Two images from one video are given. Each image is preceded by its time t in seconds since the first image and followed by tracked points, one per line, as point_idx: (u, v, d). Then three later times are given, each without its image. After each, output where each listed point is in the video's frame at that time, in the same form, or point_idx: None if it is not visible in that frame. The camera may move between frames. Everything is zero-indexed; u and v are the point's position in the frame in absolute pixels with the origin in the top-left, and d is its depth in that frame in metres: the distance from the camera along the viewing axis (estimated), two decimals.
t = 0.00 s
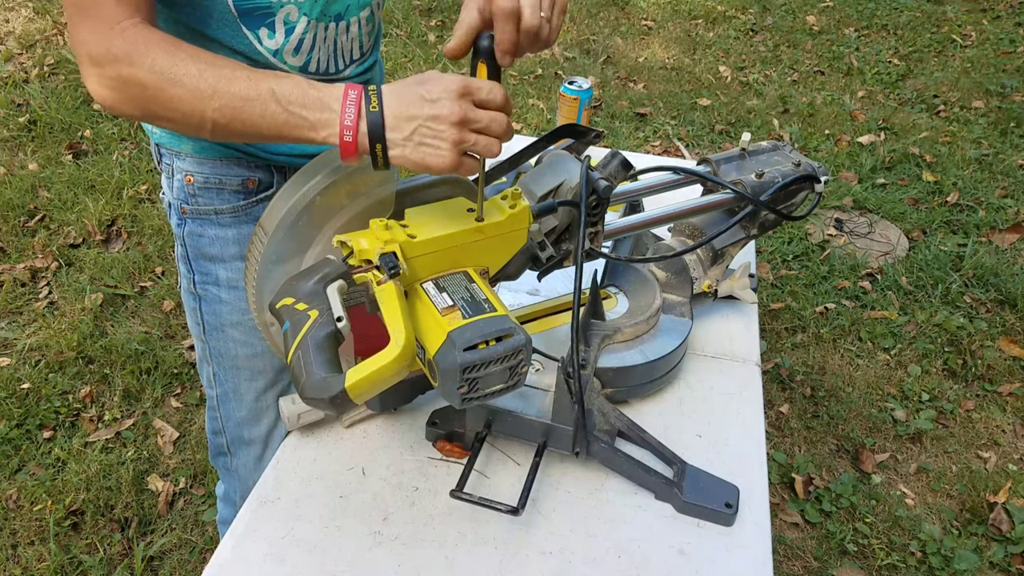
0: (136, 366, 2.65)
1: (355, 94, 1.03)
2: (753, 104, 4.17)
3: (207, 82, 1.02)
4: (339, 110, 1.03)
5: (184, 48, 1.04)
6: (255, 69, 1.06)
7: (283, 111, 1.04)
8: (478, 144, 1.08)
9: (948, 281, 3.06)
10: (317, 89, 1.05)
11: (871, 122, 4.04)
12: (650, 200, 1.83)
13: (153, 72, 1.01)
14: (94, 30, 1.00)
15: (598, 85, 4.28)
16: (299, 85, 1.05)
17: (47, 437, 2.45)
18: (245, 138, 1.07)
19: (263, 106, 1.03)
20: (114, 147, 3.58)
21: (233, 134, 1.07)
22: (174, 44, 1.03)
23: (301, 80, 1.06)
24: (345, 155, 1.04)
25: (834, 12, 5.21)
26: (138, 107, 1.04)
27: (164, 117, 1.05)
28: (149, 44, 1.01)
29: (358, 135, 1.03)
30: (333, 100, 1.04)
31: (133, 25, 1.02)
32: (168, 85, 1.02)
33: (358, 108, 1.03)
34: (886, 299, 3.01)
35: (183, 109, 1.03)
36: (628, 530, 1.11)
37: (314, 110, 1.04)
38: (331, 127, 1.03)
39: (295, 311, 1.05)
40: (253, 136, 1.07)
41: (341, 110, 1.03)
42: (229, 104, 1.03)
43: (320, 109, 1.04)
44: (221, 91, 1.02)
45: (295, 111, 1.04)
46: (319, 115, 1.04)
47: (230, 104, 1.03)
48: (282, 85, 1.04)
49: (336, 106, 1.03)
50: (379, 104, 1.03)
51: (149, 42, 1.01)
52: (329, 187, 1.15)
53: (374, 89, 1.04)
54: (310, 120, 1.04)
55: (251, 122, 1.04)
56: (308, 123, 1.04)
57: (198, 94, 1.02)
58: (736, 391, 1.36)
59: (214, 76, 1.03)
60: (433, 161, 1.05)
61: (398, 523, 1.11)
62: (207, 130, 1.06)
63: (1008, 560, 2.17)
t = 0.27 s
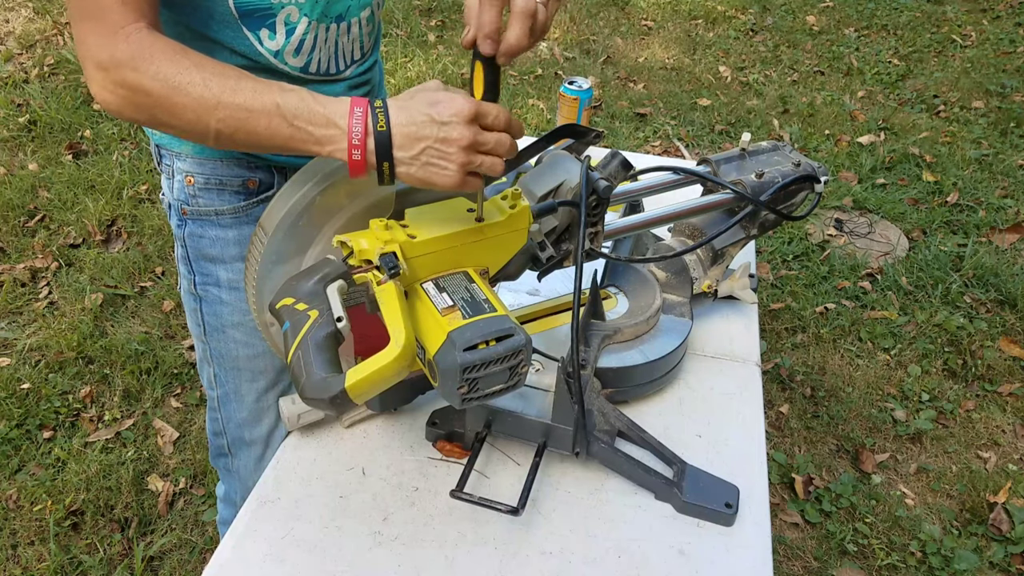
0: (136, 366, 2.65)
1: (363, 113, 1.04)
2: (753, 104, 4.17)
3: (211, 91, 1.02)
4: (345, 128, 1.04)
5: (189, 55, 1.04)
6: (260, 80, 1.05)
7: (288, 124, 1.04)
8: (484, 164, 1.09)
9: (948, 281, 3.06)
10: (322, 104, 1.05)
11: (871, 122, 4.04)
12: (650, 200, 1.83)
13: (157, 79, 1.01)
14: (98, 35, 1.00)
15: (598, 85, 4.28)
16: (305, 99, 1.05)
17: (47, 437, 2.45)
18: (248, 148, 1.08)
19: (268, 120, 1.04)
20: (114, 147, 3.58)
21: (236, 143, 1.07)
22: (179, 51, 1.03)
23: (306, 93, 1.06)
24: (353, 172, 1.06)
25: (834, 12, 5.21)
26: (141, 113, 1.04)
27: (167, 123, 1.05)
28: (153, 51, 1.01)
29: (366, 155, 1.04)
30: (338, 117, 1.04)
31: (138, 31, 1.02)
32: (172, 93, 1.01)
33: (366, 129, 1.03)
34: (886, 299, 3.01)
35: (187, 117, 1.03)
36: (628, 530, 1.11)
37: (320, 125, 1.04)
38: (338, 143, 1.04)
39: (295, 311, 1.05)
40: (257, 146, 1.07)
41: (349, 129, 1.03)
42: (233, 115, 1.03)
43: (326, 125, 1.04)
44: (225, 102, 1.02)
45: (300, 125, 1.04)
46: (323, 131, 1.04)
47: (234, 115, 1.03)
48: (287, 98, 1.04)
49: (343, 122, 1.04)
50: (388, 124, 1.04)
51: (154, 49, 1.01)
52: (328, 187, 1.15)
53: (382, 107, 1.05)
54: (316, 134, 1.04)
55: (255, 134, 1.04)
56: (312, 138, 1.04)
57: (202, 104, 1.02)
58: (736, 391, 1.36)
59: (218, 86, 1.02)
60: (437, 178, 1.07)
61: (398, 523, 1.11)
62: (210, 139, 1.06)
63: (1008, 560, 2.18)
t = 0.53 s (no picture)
0: (136, 366, 2.65)
1: (355, 111, 1.03)
2: (753, 104, 4.17)
3: (204, 90, 1.02)
4: (338, 127, 1.03)
5: (184, 53, 1.04)
6: (253, 78, 1.05)
7: (280, 124, 1.04)
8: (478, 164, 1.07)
9: (948, 281, 3.06)
10: (315, 103, 1.04)
11: (871, 122, 4.04)
12: (650, 200, 1.83)
13: (151, 77, 1.01)
14: (94, 34, 1.01)
15: (598, 85, 4.28)
16: (298, 97, 1.04)
17: (47, 437, 2.44)
18: (243, 145, 1.08)
19: (261, 118, 1.03)
20: (114, 147, 3.58)
21: (231, 142, 1.07)
22: (174, 49, 1.03)
23: (300, 91, 1.05)
24: (346, 170, 1.05)
25: (834, 11, 5.21)
26: (137, 111, 1.05)
27: (162, 121, 1.05)
28: (147, 49, 1.01)
29: (359, 154, 1.04)
30: (330, 115, 1.03)
31: (133, 30, 1.02)
32: (165, 92, 1.02)
33: (360, 129, 1.03)
34: (886, 299, 3.01)
35: (181, 115, 1.03)
36: (628, 530, 1.11)
37: (312, 125, 1.04)
38: (331, 142, 1.04)
39: (295, 311, 1.05)
40: (251, 145, 1.07)
41: (341, 128, 1.03)
42: (226, 114, 1.03)
43: (318, 124, 1.04)
44: (217, 101, 1.02)
45: (292, 125, 1.04)
46: (316, 130, 1.04)
47: (226, 114, 1.03)
48: (279, 97, 1.03)
49: (336, 120, 1.03)
50: (380, 123, 1.03)
51: (149, 47, 1.01)
52: (328, 187, 1.15)
53: (376, 107, 1.03)
54: (308, 134, 1.04)
55: (248, 132, 1.04)
56: (305, 137, 1.04)
57: (195, 103, 1.02)
58: (736, 391, 1.36)
59: (211, 85, 1.02)
60: (430, 177, 1.06)
61: (398, 523, 1.11)
62: (205, 137, 1.06)
63: (1008, 560, 2.18)
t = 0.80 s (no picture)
0: (136, 366, 2.65)
1: (357, 105, 1.03)
2: (753, 104, 4.17)
3: (207, 88, 1.02)
4: (341, 122, 1.03)
5: (186, 52, 1.04)
6: (256, 76, 1.05)
7: (284, 120, 1.03)
8: (478, 156, 1.06)
9: (948, 281, 3.06)
10: (318, 99, 1.04)
11: (871, 122, 4.04)
12: (650, 200, 1.83)
13: (154, 77, 1.01)
14: (96, 34, 1.01)
15: (598, 85, 4.28)
16: (301, 94, 1.04)
17: (47, 437, 2.45)
18: (247, 143, 1.08)
19: (264, 115, 1.03)
20: (114, 147, 3.58)
21: (235, 140, 1.07)
22: (176, 48, 1.03)
23: (302, 87, 1.05)
24: (350, 164, 1.05)
25: (834, 12, 5.21)
26: (140, 110, 1.05)
27: (165, 121, 1.05)
28: (149, 49, 1.02)
29: (362, 147, 1.04)
30: (334, 110, 1.03)
31: (134, 30, 1.02)
32: (168, 91, 1.02)
33: (359, 121, 1.02)
34: (886, 299, 3.01)
35: (184, 114, 1.03)
36: (628, 530, 1.11)
37: (315, 120, 1.04)
38: (335, 137, 1.04)
39: (295, 311, 1.05)
40: (255, 143, 1.07)
41: (343, 123, 1.03)
42: (230, 111, 1.03)
43: (322, 120, 1.04)
44: (221, 99, 1.02)
45: (296, 121, 1.04)
46: (320, 126, 1.04)
47: (230, 111, 1.03)
48: (282, 93, 1.03)
49: (338, 115, 1.03)
50: (381, 115, 1.02)
51: (151, 47, 1.02)
52: (328, 187, 1.15)
53: (376, 99, 1.03)
54: (312, 130, 1.04)
55: (252, 130, 1.04)
56: (309, 133, 1.04)
57: (198, 101, 1.02)
58: (736, 391, 1.36)
59: (214, 82, 1.02)
60: (430, 170, 1.05)
61: (398, 523, 1.11)
62: (208, 136, 1.06)
63: (1008, 560, 2.18)
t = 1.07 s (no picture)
0: (136, 366, 2.65)
1: (352, 105, 1.02)
2: (753, 104, 4.17)
3: (205, 88, 1.02)
4: (336, 122, 1.02)
5: (184, 52, 1.04)
6: (253, 75, 1.04)
7: (280, 120, 1.03)
8: (474, 153, 1.08)
9: (948, 281, 3.06)
10: (314, 98, 1.03)
11: (871, 122, 4.04)
12: (650, 200, 1.83)
13: (151, 78, 1.01)
14: (97, 35, 1.02)
15: (598, 85, 4.28)
16: (297, 93, 1.03)
17: (47, 437, 2.45)
18: (245, 142, 1.07)
19: (261, 115, 1.03)
20: (114, 147, 3.58)
21: (234, 139, 1.07)
22: (174, 48, 1.03)
23: (299, 86, 1.04)
24: (347, 163, 1.05)
25: (834, 12, 5.21)
26: (139, 111, 1.05)
27: (164, 121, 1.06)
28: (148, 49, 1.02)
29: (358, 147, 1.03)
30: (329, 110, 1.02)
31: (134, 30, 1.03)
32: (166, 91, 1.02)
33: (355, 121, 1.02)
34: (886, 299, 3.01)
35: (182, 114, 1.03)
36: (628, 530, 1.11)
37: (311, 121, 1.03)
38: (331, 137, 1.03)
39: (295, 311, 1.05)
40: (253, 142, 1.06)
41: (338, 122, 1.02)
42: (226, 111, 1.03)
43: (318, 119, 1.03)
44: (218, 100, 1.02)
45: (292, 121, 1.03)
46: (316, 125, 1.03)
47: (228, 111, 1.03)
48: (278, 93, 1.03)
49: (333, 115, 1.02)
50: (376, 115, 1.02)
51: (149, 47, 1.02)
52: (328, 187, 1.15)
53: (371, 98, 1.03)
54: (308, 129, 1.03)
55: (249, 129, 1.04)
56: (305, 132, 1.04)
57: (196, 101, 1.02)
58: (737, 391, 1.35)
59: (211, 82, 1.02)
60: (428, 168, 1.06)
61: (398, 523, 1.11)
62: (207, 135, 1.06)
63: (1008, 560, 2.18)
